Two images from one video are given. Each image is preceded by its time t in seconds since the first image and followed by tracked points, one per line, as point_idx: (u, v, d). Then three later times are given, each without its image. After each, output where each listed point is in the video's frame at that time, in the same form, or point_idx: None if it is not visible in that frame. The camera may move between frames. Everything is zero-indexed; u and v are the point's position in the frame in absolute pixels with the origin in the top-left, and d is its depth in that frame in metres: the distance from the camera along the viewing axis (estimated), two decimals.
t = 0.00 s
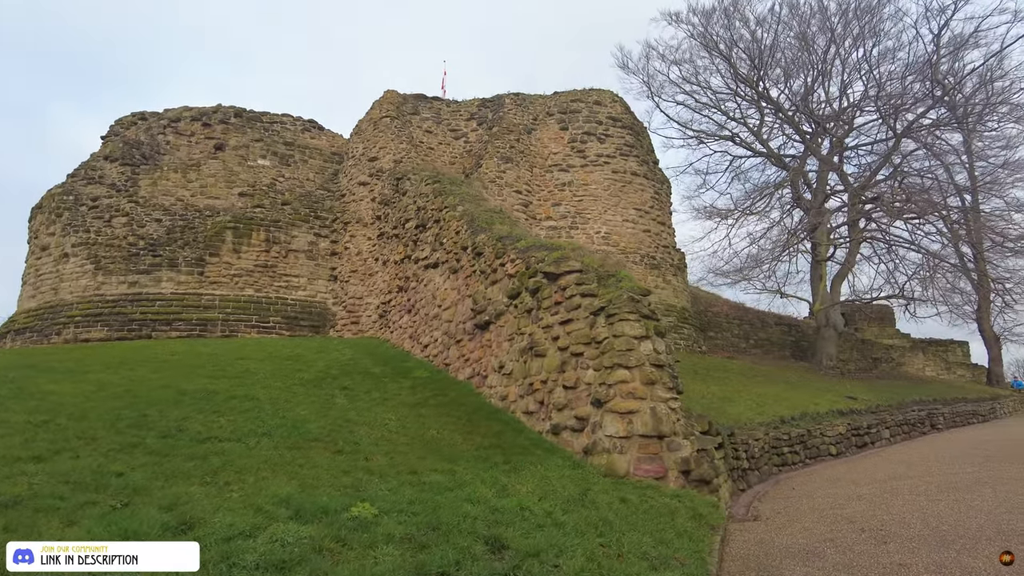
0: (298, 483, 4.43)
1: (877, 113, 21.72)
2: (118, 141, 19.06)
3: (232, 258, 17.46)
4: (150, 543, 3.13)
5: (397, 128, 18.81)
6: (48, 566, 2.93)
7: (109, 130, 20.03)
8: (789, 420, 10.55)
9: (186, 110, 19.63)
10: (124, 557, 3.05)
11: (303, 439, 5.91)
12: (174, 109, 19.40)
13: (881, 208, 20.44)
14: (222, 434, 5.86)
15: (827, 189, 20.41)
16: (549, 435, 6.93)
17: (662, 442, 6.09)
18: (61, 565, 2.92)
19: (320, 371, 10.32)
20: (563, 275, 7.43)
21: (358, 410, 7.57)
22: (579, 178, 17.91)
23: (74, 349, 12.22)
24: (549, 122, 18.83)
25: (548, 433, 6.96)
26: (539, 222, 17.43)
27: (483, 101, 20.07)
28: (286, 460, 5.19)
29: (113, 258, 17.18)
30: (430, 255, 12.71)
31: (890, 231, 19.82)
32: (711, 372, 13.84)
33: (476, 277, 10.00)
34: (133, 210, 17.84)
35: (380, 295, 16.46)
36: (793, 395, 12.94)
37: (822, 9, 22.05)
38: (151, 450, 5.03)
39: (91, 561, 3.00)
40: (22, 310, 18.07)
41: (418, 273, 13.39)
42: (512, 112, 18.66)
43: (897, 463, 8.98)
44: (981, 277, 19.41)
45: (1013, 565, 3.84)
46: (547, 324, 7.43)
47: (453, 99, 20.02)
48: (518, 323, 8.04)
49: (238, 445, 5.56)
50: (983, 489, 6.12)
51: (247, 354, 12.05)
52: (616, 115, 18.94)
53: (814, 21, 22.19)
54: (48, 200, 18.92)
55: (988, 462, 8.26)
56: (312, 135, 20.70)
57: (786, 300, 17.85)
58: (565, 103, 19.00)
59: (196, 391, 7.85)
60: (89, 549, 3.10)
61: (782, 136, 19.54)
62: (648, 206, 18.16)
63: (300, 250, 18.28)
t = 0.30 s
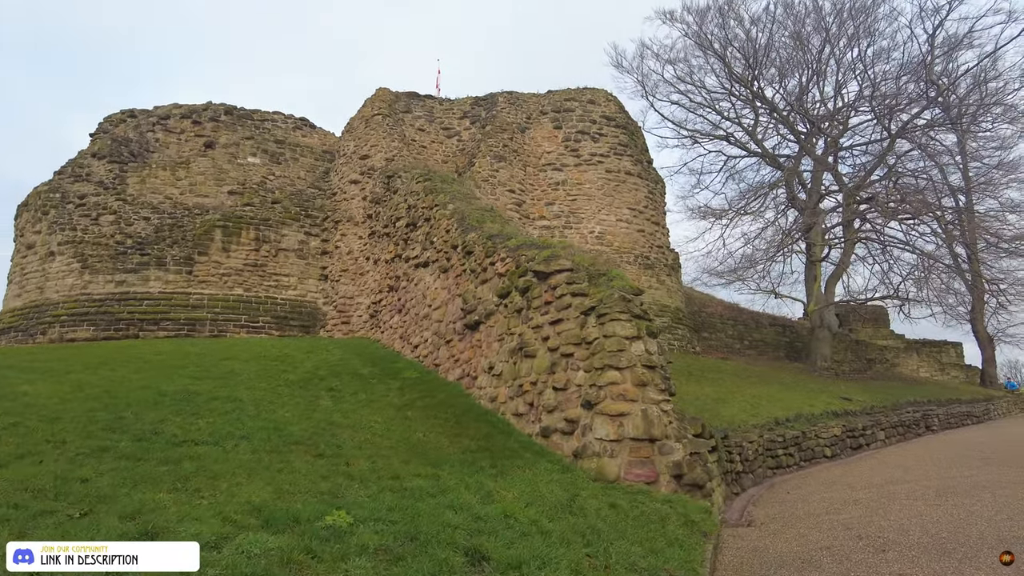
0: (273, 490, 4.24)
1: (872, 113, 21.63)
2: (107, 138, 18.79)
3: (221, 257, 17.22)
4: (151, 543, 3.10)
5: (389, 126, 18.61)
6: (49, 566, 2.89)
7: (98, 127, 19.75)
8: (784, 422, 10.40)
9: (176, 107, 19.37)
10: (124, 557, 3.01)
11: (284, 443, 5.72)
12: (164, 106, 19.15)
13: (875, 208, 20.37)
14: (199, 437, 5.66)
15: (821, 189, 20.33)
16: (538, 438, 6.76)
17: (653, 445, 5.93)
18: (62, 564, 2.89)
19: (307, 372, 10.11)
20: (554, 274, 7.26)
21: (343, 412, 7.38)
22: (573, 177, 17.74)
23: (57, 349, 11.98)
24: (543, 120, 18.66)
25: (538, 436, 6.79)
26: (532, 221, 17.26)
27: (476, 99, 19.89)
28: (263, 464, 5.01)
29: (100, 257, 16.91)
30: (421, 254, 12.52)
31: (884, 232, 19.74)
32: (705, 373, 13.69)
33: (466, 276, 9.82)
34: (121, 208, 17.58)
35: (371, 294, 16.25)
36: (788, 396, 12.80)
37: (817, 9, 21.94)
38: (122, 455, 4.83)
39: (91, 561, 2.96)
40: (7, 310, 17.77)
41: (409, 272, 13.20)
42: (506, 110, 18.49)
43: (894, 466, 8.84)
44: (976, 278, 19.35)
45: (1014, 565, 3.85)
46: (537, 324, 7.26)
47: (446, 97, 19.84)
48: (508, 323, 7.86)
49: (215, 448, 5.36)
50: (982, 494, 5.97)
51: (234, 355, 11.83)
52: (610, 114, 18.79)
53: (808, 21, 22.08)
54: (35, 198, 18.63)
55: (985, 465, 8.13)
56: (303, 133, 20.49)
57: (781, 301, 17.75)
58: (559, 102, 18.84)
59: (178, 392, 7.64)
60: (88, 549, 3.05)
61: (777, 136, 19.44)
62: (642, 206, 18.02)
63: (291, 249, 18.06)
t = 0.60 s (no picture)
0: (251, 494, 4.04)
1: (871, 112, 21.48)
2: (100, 135, 18.57)
3: (214, 255, 17.01)
4: (151, 543, 3.07)
5: (385, 123, 18.41)
6: (48, 566, 2.85)
7: (91, 124, 19.53)
8: (783, 422, 10.23)
9: (170, 104, 19.16)
10: (124, 558, 2.98)
11: (270, 443, 5.53)
12: (158, 103, 18.93)
13: (874, 208, 20.21)
14: (180, 437, 5.46)
15: (820, 189, 20.18)
16: (533, 439, 6.57)
17: (651, 446, 5.74)
18: (62, 564, 2.85)
19: (298, 371, 9.90)
20: (549, 270, 7.08)
21: (332, 412, 7.17)
22: (570, 175, 17.57)
23: (45, 347, 11.76)
24: (540, 119, 18.48)
25: (532, 437, 6.60)
26: (529, 219, 17.07)
27: (473, 97, 19.71)
28: (245, 466, 4.82)
29: (92, 255, 16.69)
30: (415, 252, 12.33)
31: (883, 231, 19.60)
32: (703, 373, 13.51)
33: (460, 274, 9.64)
34: (113, 205, 17.36)
35: (365, 293, 16.05)
36: (787, 397, 12.63)
37: (817, 7, 21.76)
38: (97, 456, 4.63)
39: (91, 561, 2.92)
40: None
41: (403, 270, 13.01)
42: (503, 108, 18.30)
43: (896, 468, 8.67)
44: (975, 278, 19.22)
45: (1014, 565, 3.82)
46: (531, 322, 7.08)
47: (442, 94, 19.66)
48: (502, 320, 7.68)
49: (197, 449, 5.17)
50: (989, 498, 5.81)
51: (225, 354, 11.62)
52: (608, 112, 18.62)
53: (808, 19, 21.91)
54: (26, 195, 18.39)
55: (988, 467, 7.97)
56: (299, 130, 20.30)
57: (780, 301, 17.58)
58: (557, 100, 18.67)
59: (163, 391, 7.43)
60: (88, 549, 3.03)
61: (775, 134, 19.27)
62: (640, 205, 17.84)
63: (285, 247, 17.85)
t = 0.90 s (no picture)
0: (221, 513, 3.78)
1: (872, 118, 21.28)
2: (93, 139, 18.34)
3: (207, 260, 16.75)
4: (151, 544, 3.27)
5: (381, 128, 18.21)
6: (48, 565, 3.07)
7: (85, 128, 19.31)
8: (786, 432, 9.95)
9: (164, 107, 18.95)
10: (124, 557, 3.18)
11: (249, 456, 5.26)
12: (152, 107, 18.73)
13: (875, 214, 19.97)
14: (155, 449, 5.19)
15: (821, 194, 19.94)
16: (527, 451, 6.29)
17: (650, 459, 5.47)
18: (60, 565, 3.07)
19: (288, 379, 9.62)
20: (544, 275, 6.82)
21: (319, 422, 6.89)
22: (569, 181, 17.34)
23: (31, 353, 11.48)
24: (538, 123, 18.28)
25: (527, 448, 6.32)
26: (527, 225, 16.84)
27: (471, 101, 19.51)
28: (220, 480, 4.54)
29: (83, 259, 16.43)
30: (409, 257, 12.08)
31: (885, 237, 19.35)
32: (703, 382, 13.23)
33: (454, 278, 9.39)
34: (105, 210, 17.11)
35: (360, 299, 15.79)
36: (789, 406, 12.37)
37: (817, 11, 21.58)
38: (63, 471, 4.37)
39: (91, 561, 3.16)
40: None
41: (397, 275, 12.75)
42: (501, 113, 18.09)
43: (902, 480, 8.39)
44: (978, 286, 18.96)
45: (1014, 565, 4.08)
46: (526, 328, 6.81)
47: (440, 98, 19.46)
48: (496, 327, 7.43)
49: (171, 462, 4.90)
50: (1004, 514, 5.54)
51: (215, 360, 11.34)
52: (607, 117, 18.42)
53: (808, 23, 21.75)
54: (18, 199, 18.13)
55: (998, 480, 7.71)
56: (294, 135, 20.09)
57: (780, 307, 17.31)
58: (555, 104, 18.47)
59: (144, 399, 7.17)
60: (88, 549, 3.25)
61: (776, 139, 19.05)
62: (639, 211, 17.62)
63: (279, 252, 17.60)
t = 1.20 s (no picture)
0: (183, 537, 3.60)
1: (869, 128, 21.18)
2: (86, 148, 18.18)
3: (199, 270, 16.54)
4: (149, 545, 3.64)
5: (376, 137, 18.06)
6: (48, 565, 3.46)
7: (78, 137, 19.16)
8: (786, 445, 9.72)
9: (159, 117, 18.81)
10: (123, 557, 3.58)
11: (226, 470, 5.04)
12: (146, 117, 18.59)
13: (874, 224, 19.82)
14: (127, 463, 4.96)
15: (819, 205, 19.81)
16: (519, 465, 6.06)
17: (645, 474, 5.24)
18: (60, 564, 3.46)
19: (276, 391, 9.39)
20: (536, 282, 6.63)
21: (303, 435, 6.66)
22: (565, 191, 17.19)
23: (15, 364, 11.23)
24: (535, 133, 18.15)
25: (518, 463, 6.09)
26: (523, 235, 16.67)
27: (467, 111, 19.40)
28: (191, 497, 4.31)
29: (73, 269, 16.20)
30: (402, 266, 11.88)
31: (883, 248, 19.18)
32: (701, 394, 12.99)
33: (446, 287, 9.18)
34: (97, 219, 16.91)
35: (353, 310, 15.57)
36: (789, 418, 12.15)
37: (813, 22, 21.55)
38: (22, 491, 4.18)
39: (91, 561, 3.54)
40: None
41: (390, 285, 12.54)
42: (497, 123, 17.95)
43: (906, 494, 8.15)
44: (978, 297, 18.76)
45: (1015, 565, 4.28)
46: (517, 338, 6.61)
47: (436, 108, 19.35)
48: (488, 336, 7.22)
49: (142, 477, 4.68)
50: (1015, 531, 5.31)
51: (203, 372, 11.09)
52: (604, 127, 18.31)
53: (804, 34, 21.73)
54: (9, 208, 17.93)
55: (1004, 495, 7.48)
56: (289, 145, 19.96)
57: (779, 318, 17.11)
58: (551, 114, 18.35)
59: (123, 411, 6.93)
60: (88, 549, 3.62)
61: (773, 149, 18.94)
62: (636, 221, 17.46)
63: (272, 262, 17.40)
